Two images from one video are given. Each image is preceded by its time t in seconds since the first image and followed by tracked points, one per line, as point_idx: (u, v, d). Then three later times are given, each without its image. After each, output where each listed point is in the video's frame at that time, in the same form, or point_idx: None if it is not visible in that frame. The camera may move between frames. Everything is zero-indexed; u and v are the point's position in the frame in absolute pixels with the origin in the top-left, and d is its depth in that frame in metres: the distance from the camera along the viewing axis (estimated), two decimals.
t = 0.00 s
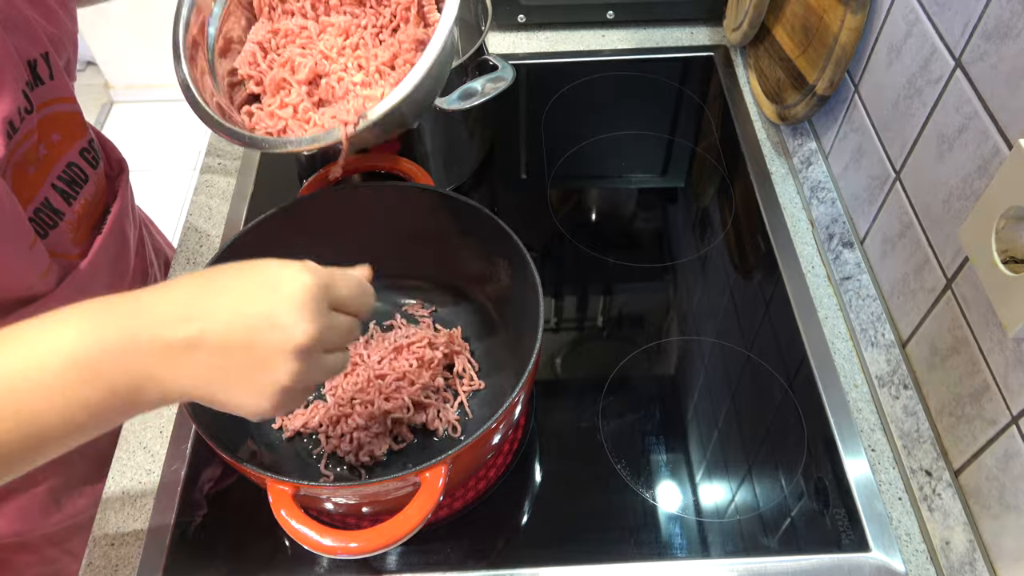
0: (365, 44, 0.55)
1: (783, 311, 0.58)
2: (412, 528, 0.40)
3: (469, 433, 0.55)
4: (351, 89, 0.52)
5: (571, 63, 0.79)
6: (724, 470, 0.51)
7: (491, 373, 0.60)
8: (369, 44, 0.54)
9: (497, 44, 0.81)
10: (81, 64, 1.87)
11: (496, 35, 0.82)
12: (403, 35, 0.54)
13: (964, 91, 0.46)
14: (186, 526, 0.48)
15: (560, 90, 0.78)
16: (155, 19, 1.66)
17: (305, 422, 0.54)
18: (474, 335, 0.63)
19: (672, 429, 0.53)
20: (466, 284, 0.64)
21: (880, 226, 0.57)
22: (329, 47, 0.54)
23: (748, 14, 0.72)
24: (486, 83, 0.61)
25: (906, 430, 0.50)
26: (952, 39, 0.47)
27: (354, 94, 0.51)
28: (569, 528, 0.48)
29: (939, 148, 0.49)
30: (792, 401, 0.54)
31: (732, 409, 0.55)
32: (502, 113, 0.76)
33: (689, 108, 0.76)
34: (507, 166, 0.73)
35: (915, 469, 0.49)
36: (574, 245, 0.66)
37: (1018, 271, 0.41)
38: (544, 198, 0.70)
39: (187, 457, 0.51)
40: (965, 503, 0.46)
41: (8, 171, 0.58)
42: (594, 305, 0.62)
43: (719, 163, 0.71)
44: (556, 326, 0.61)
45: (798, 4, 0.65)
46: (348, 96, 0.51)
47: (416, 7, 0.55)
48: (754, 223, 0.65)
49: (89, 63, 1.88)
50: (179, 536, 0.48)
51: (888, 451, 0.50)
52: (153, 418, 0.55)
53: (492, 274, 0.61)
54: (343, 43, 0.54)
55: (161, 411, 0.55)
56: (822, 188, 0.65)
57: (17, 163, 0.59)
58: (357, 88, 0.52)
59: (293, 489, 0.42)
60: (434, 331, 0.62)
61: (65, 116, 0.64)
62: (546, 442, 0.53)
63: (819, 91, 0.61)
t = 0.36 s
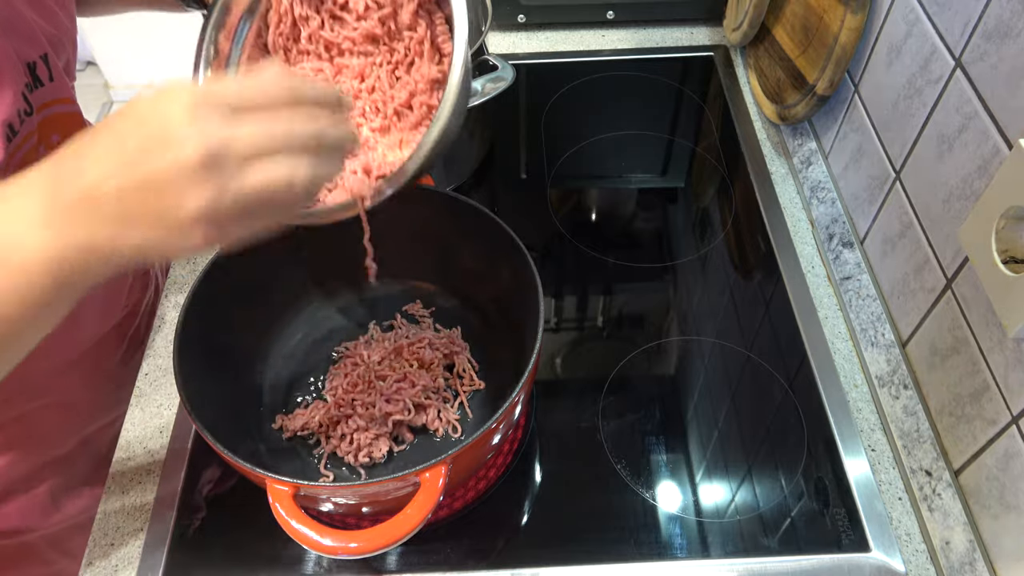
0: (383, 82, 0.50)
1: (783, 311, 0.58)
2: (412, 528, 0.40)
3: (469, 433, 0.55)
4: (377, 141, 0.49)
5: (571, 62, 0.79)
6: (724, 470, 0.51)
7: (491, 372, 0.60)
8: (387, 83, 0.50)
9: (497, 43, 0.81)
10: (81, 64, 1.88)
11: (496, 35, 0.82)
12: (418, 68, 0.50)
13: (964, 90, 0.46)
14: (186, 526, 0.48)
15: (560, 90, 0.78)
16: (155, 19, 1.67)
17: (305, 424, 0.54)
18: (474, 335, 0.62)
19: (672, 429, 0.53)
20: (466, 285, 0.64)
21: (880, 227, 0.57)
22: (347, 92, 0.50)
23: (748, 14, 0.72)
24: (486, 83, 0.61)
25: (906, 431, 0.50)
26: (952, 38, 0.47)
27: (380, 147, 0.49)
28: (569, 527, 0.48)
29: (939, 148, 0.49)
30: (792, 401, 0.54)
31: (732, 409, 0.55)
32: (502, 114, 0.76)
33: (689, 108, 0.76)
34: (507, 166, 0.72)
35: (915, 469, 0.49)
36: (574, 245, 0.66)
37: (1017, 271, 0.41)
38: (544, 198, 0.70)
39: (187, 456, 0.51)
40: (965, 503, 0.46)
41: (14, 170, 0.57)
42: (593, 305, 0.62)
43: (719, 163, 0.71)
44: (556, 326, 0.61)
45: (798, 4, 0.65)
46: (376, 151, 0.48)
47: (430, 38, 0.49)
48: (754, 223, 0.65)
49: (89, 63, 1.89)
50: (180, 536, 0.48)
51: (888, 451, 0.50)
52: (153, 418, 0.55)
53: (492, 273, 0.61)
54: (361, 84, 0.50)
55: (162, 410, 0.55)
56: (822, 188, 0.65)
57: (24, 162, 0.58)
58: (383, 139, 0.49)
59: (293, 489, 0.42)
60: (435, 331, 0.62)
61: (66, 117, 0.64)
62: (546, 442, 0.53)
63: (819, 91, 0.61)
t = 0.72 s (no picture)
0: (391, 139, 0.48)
1: (783, 311, 0.58)
2: (412, 527, 0.40)
3: (469, 433, 0.55)
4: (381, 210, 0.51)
5: (571, 62, 0.79)
6: (724, 470, 0.51)
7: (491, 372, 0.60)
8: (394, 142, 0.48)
9: (497, 43, 0.81)
10: (81, 64, 1.88)
11: (496, 35, 0.82)
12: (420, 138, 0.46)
13: (964, 90, 0.46)
14: (185, 525, 0.48)
15: (560, 90, 0.78)
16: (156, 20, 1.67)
17: (305, 423, 0.55)
18: (474, 335, 0.63)
19: (672, 429, 0.54)
20: (466, 285, 0.64)
21: (880, 227, 0.57)
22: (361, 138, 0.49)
23: (748, 13, 0.72)
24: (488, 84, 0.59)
25: (906, 431, 0.50)
26: (952, 38, 0.47)
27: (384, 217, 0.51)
28: (568, 527, 0.48)
29: (939, 148, 0.49)
30: (792, 401, 0.54)
31: (732, 408, 0.55)
32: (502, 113, 0.76)
33: (689, 107, 0.76)
34: (507, 166, 0.72)
35: (915, 469, 0.49)
36: (574, 245, 0.66)
37: (1017, 271, 0.41)
38: (544, 198, 0.70)
39: (187, 456, 0.51)
40: (965, 503, 0.46)
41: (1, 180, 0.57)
42: (593, 305, 0.62)
43: (719, 163, 0.71)
44: (556, 326, 0.61)
45: (798, 4, 0.65)
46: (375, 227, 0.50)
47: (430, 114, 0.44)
48: (755, 223, 0.65)
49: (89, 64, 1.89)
50: (180, 536, 0.48)
51: (888, 451, 0.50)
52: (153, 418, 0.55)
53: (491, 273, 0.61)
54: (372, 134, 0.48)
55: (162, 410, 0.55)
56: (822, 188, 0.65)
57: (12, 171, 0.58)
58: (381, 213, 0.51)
59: (293, 488, 0.42)
60: (434, 331, 0.62)
61: (60, 123, 0.64)
62: (546, 441, 0.53)
63: (819, 91, 0.61)
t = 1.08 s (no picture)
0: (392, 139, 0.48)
1: (783, 311, 0.58)
2: (413, 527, 0.40)
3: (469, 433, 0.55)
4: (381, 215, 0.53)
5: (571, 62, 0.79)
6: (724, 470, 0.51)
7: (490, 373, 0.60)
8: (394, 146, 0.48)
9: (497, 43, 0.81)
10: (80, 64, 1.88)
11: (497, 35, 0.82)
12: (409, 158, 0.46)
13: (964, 90, 0.46)
14: (185, 526, 0.48)
15: (560, 90, 0.78)
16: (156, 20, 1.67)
17: (305, 424, 0.55)
18: (474, 335, 0.63)
19: (672, 429, 0.54)
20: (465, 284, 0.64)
21: (880, 227, 0.57)
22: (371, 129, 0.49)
23: (748, 14, 0.72)
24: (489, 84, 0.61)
25: (906, 431, 0.50)
26: (952, 39, 0.47)
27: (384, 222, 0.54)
28: (568, 527, 0.48)
29: (939, 148, 0.49)
30: (792, 401, 0.54)
31: (732, 408, 0.55)
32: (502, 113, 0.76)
33: (689, 107, 0.77)
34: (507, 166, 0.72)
35: (915, 469, 0.49)
36: (574, 245, 0.66)
37: (1017, 271, 0.41)
38: (544, 198, 0.70)
39: (186, 457, 0.51)
40: (965, 503, 0.46)
41: (3, 188, 0.57)
42: (593, 305, 0.62)
43: (719, 163, 0.71)
44: (556, 326, 0.61)
45: (798, 4, 0.65)
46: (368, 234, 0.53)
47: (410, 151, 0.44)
48: (755, 223, 0.65)
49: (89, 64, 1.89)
50: (179, 536, 0.48)
51: (888, 451, 0.50)
52: (153, 418, 0.55)
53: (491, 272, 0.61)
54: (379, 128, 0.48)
55: (162, 410, 0.55)
56: (822, 188, 0.65)
57: (14, 178, 0.58)
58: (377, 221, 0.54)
59: (293, 489, 0.42)
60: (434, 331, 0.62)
61: (63, 129, 0.64)
62: (546, 441, 0.53)
63: (819, 91, 0.61)
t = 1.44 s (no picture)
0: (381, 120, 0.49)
1: (783, 311, 0.58)
2: (413, 527, 0.40)
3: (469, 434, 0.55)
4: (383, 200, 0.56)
5: (571, 62, 0.79)
6: (724, 470, 0.51)
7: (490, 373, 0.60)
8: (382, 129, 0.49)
9: (497, 43, 0.81)
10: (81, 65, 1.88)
11: (497, 35, 0.82)
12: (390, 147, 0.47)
13: (964, 91, 0.46)
14: (185, 526, 0.48)
15: (560, 90, 0.78)
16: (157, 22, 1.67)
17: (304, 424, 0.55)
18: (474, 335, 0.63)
19: (672, 429, 0.54)
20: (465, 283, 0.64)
21: (880, 227, 0.57)
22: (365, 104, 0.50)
23: (748, 14, 0.72)
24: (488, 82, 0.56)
25: (906, 431, 0.50)
26: (952, 39, 0.47)
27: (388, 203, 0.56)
28: (568, 527, 0.48)
29: (939, 149, 0.49)
30: (792, 401, 0.54)
31: (732, 408, 0.55)
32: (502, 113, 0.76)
33: (689, 107, 0.76)
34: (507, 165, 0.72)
35: (915, 469, 0.49)
36: (574, 245, 0.66)
37: (1017, 271, 0.41)
38: (544, 198, 0.70)
39: (187, 457, 0.51)
40: (965, 503, 0.46)
41: (7, 200, 0.57)
42: (593, 305, 0.62)
43: (719, 163, 0.71)
44: (556, 326, 0.61)
45: (798, 4, 0.65)
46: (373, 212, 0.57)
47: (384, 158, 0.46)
48: (755, 223, 0.65)
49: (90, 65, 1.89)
50: (180, 536, 0.48)
51: (888, 451, 0.50)
52: (153, 418, 0.55)
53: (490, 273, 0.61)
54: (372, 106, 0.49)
55: (161, 410, 0.55)
56: (822, 188, 0.65)
57: (19, 189, 0.58)
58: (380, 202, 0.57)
59: (293, 489, 0.42)
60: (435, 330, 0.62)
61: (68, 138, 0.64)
62: (545, 442, 0.53)
63: (819, 91, 0.61)
